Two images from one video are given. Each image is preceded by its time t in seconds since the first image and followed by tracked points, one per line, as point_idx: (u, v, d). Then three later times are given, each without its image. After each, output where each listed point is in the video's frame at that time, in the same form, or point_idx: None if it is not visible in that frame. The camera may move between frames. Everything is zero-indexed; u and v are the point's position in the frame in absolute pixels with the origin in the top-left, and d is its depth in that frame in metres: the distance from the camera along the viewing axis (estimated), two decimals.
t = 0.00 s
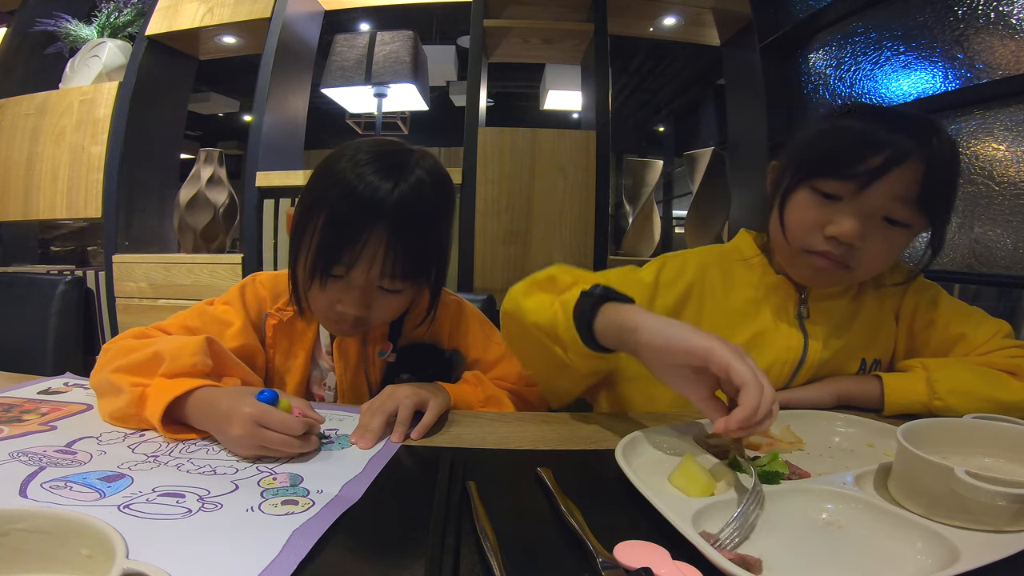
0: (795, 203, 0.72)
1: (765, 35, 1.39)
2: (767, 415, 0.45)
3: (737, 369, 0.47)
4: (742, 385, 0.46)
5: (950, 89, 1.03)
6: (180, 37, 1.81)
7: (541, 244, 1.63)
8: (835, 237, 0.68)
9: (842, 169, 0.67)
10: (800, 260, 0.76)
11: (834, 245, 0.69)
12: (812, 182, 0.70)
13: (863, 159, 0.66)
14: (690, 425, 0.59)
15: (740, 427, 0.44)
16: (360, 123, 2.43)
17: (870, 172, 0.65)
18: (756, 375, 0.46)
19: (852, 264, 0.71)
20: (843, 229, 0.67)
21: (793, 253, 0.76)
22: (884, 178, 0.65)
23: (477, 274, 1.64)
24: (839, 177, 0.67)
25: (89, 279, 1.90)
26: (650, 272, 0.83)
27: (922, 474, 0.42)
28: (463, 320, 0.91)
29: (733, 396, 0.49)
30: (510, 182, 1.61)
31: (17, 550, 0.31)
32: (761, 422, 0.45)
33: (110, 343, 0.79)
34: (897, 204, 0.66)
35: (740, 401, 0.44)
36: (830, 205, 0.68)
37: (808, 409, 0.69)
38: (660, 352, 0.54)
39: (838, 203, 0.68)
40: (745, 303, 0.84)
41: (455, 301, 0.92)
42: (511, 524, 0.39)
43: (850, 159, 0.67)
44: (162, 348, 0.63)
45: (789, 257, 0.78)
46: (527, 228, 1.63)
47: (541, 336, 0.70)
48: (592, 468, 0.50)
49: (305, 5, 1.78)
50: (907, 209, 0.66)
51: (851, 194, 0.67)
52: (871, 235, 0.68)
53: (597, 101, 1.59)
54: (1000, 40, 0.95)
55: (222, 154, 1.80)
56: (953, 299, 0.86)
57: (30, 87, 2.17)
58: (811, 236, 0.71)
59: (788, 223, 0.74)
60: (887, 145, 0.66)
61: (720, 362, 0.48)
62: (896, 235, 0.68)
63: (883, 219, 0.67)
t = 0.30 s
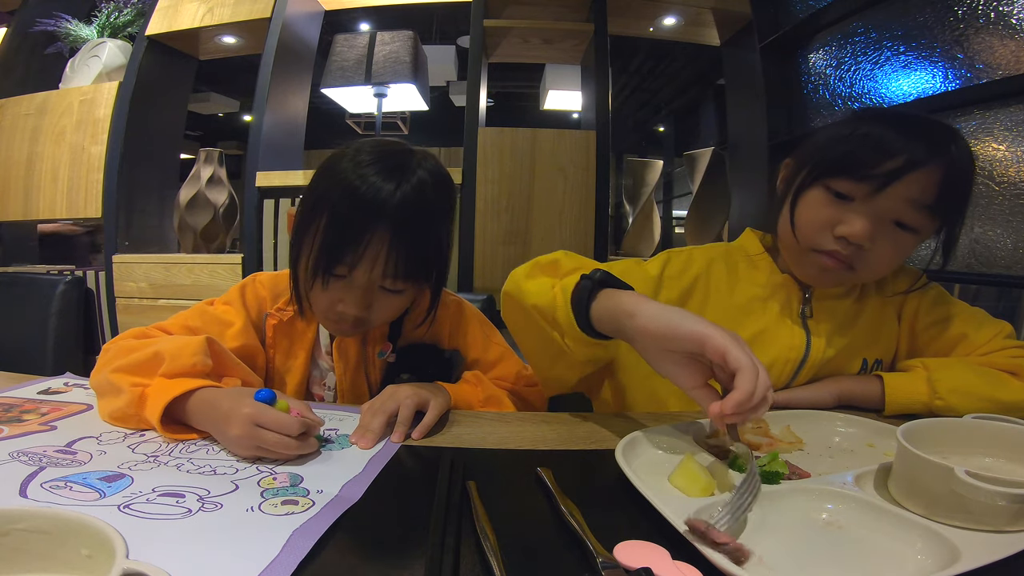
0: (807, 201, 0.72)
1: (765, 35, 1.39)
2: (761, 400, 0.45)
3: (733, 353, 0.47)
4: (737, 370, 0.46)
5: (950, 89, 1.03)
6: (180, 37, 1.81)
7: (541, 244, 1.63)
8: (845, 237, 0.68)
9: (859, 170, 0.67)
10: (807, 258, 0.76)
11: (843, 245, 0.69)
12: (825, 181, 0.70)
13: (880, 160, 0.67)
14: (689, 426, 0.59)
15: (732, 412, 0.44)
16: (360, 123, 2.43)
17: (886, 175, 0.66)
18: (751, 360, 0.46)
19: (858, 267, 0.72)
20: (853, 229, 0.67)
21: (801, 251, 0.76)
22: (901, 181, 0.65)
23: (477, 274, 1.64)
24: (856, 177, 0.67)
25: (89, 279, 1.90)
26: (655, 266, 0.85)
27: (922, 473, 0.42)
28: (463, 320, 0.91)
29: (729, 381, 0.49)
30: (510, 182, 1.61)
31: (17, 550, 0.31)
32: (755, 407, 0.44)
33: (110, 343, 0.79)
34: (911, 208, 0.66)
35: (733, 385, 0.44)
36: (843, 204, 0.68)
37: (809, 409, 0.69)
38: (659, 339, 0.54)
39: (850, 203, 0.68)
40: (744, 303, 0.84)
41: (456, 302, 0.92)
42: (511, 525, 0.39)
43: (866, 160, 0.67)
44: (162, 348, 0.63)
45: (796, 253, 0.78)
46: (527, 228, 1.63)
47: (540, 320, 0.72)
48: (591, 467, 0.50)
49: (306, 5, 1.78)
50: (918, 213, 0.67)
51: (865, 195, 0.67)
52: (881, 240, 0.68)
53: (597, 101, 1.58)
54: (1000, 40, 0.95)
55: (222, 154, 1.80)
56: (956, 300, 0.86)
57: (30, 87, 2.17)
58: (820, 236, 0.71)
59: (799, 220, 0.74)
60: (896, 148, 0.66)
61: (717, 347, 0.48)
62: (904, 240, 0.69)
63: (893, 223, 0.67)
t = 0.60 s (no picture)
0: (810, 200, 0.72)
1: (765, 35, 1.38)
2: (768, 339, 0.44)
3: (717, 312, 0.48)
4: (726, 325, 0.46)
5: (950, 88, 1.03)
6: (180, 37, 1.81)
7: (541, 244, 1.63)
8: (846, 238, 0.68)
9: (864, 171, 0.67)
10: (807, 258, 0.76)
11: (844, 246, 0.69)
12: (829, 182, 0.70)
13: (887, 162, 0.67)
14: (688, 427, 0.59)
15: (745, 364, 0.42)
16: (360, 123, 2.43)
17: (890, 177, 0.66)
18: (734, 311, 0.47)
19: (857, 268, 0.72)
20: (854, 230, 0.67)
21: (801, 250, 0.76)
22: (905, 183, 0.65)
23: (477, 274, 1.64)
24: (861, 179, 0.67)
25: (89, 279, 1.90)
26: (650, 271, 0.86)
27: (923, 473, 0.42)
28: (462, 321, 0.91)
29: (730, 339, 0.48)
30: (510, 182, 1.61)
31: (17, 550, 0.31)
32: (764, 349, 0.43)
33: (110, 343, 0.79)
34: (913, 211, 0.66)
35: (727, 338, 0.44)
36: (846, 206, 0.68)
37: (809, 409, 0.69)
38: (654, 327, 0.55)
39: (854, 204, 0.68)
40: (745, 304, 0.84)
41: (456, 302, 0.92)
42: (511, 525, 0.39)
43: (872, 161, 0.67)
44: (162, 348, 0.63)
45: (796, 252, 0.78)
46: (527, 228, 1.63)
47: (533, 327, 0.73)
48: (592, 467, 0.50)
49: (306, 5, 1.78)
50: (920, 215, 0.67)
51: (868, 196, 0.67)
52: (882, 240, 0.68)
53: (597, 101, 1.59)
54: (1000, 40, 0.95)
55: (222, 154, 1.80)
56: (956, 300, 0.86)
57: (30, 87, 2.17)
58: (822, 238, 0.71)
59: (801, 221, 0.74)
60: (900, 150, 0.67)
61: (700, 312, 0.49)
62: (904, 241, 0.69)
63: (895, 225, 0.67)
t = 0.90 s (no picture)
0: (810, 200, 0.72)
1: (765, 35, 1.38)
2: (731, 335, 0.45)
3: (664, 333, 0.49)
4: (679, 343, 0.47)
5: (950, 88, 1.03)
6: (180, 37, 1.81)
7: (540, 244, 1.63)
8: (846, 239, 0.68)
9: (865, 172, 0.67)
10: (807, 258, 0.76)
11: (844, 247, 0.69)
12: (829, 183, 0.70)
13: (887, 163, 0.66)
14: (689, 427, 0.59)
15: (713, 374, 0.43)
16: (360, 123, 2.43)
17: (890, 178, 0.66)
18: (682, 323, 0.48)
19: (856, 269, 0.72)
20: (854, 231, 0.67)
21: (801, 251, 0.76)
22: (905, 185, 0.65)
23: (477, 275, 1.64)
24: (861, 180, 0.67)
25: (89, 279, 1.90)
26: (645, 277, 0.85)
27: (923, 473, 0.42)
28: (462, 322, 0.91)
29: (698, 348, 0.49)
30: (510, 182, 1.61)
31: (17, 550, 0.31)
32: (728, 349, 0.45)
33: (110, 343, 0.79)
34: (913, 212, 0.66)
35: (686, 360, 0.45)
36: (846, 207, 0.68)
37: (809, 409, 0.69)
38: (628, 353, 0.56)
39: (854, 205, 0.68)
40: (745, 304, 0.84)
41: (456, 303, 0.92)
42: (511, 525, 0.39)
43: (872, 162, 0.67)
44: (162, 348, 0.63)
45: (795, 252, 0.78)
46: (527, 228, 1.63)
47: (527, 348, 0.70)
48: (591, 467, 0.50)
49: (306, 5, 1.78)
50: (919, 216, 0.67)
51: (868, 197, 0.67)
52: (881, 241, 0.68)
53: (597, 101, 1.59)
54: (1000, 40, 0.95)
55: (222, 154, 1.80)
56: (956, 300, 0.86)
57: (30, 87, 2.17)
58: (821, 238, 0.71)
59: (801, 222, 0.74)
60: (901, 151, 0.66)
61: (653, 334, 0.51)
62: (903, 242, 0.69)
63: (895, 226, 0.67)
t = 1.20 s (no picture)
0: (810, 200, 0.72)
1: (765, 35, 1.38)
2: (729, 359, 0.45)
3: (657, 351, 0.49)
4: (674, 363, 0.47)
5: (950, 89, 1.03)
6: (180, 37, 1.81)
7: (540, 244, 1.63)
8: (844, 240, 0.68)
9: (864, 173, 0.67)
10: (806, 259, 0.76)
11: (843, 248, 0.69)
12: (828, 184, 0.70)
13: (886, 163, 0.66)
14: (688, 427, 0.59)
15: (705, 398, 0.43)
16: (360, 123, 2.43)
17: (889, 179, 0.66)
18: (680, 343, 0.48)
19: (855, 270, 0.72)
20: (853, 232, 0.67)
21: (800, 252, 0.76)
22: (903, 186, 0.65)
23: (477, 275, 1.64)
24: (860, 180, 0.67)
25: (89, 279, 1.90)
26: (644, 279, 0.84)
27: (922, 474, 0.42)
28: (462, 323, 0.91)
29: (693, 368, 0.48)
30: (510, 182, 1.61)
31: (17, 550, 0.31)
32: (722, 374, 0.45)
33: (110, 343, 0.79)
34: (913, 213, 0.66)
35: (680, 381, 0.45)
36: (844, 207, 0.68)
37: (809, 409, 0.69)
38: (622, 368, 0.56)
39: (853, 206, 0.68)
40: (745, 303, 0.84)
41: (456, 303, 0.92)
42: (511, 525, 0.39)
43: (872, 162, 0.67)
44: (162, 348, 0.63)
45: (794, 252, 0.78)
46: (527, 228, 1.63)
47: (523, 355, 0.70)
48: (592, 467, 0.50)
49: (305, 5, 1.78)
50: (919, 217, 0.67)
51: (867, 198, 0.67)
52: (880, 241, 0.68)
53: (597, 101, 1.59)
54: (1000, 40, 0.95)
55: (222, 154, 1.80)
56: (955, 300, 0.86)
57: (30, 87, 2.17)
58: (818, 238, 0.71)
59: (799, 222, 0.74)
60: (901, 151, 0.66)
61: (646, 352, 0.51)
62: (903, 243, 0.69)
63: (894, 227, 0.67)
